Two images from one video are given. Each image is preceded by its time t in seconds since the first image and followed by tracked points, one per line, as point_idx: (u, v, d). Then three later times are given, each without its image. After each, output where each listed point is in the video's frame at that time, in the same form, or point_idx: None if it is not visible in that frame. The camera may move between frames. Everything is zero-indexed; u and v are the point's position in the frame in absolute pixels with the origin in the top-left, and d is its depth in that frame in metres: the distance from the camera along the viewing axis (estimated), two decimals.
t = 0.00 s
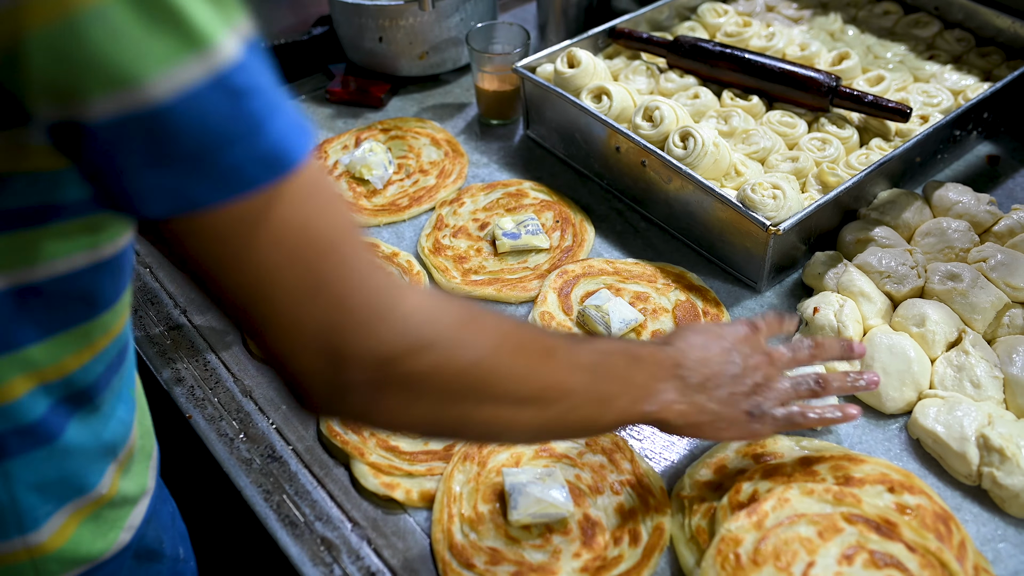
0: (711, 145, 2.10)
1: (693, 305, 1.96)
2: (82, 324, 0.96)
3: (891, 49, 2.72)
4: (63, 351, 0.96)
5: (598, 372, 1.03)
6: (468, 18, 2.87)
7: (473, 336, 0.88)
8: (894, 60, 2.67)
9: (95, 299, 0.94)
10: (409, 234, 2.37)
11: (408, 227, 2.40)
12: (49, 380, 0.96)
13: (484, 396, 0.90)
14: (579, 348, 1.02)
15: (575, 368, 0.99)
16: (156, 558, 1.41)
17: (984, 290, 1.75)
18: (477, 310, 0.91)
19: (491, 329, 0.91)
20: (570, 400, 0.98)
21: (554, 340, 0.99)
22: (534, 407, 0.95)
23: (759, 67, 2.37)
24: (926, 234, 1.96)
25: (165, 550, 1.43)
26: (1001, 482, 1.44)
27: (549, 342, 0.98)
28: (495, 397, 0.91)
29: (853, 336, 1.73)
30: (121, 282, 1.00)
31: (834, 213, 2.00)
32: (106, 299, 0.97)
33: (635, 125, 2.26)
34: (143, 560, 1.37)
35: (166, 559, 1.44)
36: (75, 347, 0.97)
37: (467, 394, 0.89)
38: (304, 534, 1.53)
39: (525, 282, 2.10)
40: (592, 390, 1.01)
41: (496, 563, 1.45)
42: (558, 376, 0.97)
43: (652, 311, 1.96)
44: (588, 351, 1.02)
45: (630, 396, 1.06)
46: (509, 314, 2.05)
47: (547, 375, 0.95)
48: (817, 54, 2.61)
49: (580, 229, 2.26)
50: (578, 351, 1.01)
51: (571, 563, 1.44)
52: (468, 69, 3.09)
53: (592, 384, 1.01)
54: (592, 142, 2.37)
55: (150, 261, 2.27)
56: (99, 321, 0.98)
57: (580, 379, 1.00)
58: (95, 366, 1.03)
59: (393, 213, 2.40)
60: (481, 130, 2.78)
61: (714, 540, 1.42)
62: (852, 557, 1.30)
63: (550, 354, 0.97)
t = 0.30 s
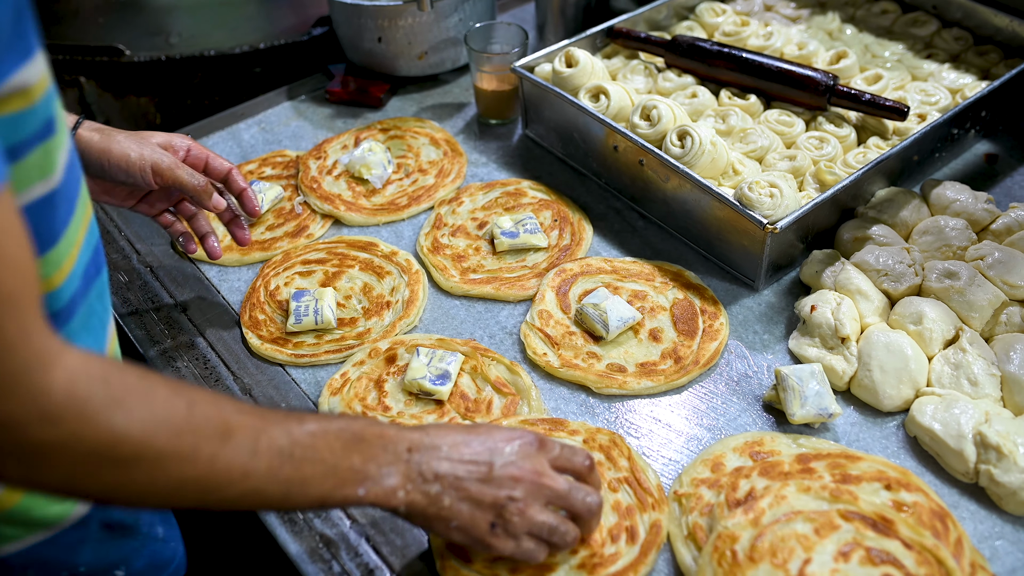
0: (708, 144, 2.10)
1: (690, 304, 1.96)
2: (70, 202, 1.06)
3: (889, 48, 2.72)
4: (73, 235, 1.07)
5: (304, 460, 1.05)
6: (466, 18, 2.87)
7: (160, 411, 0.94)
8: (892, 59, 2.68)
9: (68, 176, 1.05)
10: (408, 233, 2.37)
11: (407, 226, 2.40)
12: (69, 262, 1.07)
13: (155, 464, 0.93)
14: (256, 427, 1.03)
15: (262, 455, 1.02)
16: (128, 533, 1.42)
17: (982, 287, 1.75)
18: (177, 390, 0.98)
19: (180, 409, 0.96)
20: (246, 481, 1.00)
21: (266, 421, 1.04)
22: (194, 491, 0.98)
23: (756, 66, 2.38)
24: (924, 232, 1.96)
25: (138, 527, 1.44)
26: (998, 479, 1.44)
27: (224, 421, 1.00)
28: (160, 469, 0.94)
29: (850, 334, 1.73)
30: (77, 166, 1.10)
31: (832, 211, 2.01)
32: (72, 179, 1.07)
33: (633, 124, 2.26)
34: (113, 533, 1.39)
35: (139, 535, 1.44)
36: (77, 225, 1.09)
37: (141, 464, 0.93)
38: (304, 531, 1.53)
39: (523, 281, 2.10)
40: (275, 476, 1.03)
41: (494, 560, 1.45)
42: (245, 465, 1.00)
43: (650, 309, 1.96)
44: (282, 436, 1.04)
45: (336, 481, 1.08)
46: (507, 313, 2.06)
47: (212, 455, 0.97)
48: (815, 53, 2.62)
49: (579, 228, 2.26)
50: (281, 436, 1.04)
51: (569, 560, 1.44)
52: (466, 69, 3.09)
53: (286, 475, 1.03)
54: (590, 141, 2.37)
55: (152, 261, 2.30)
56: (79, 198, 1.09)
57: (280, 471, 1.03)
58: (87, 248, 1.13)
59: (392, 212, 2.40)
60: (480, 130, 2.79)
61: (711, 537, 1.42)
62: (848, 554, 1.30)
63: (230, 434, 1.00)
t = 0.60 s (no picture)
0: (710, 145, 2.11)
1: (691, 304, 1.97)
2: None
3: (891, 50, 2.72)
4: None
5: (124, 327, 1.10)
6: (470, 21, 2.89)
7: None
8: (895, 60, 2.68)
9: None
10: (411, 234, 2.39)
11: (410, 227, 2.42)
12: None
13: None
14: (62, 306, 1.06)
15: (71, 326, 1.06)
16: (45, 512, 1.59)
17: (982, 288, 1.75)
18: None
19: None
20: (69, 347, 1.07)
21: (83, 293, 1.08)
22: (16, 368, 1.06)
23: (758, 67, 2.39)
24: (925, 233, 1.96)
25: (57, 507, 1.61)
26: (997, 479, 1.44)
27: (33, 301, 1.04)
28: None
29: (851, 334, 1.74)
30: None
31: (833, 212, 2.01)
32: None
33: (635, 125, 2.27)
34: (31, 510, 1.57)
35: (59, 514, 1.62)
36: None
37: None
38: (305, 528, 1.55)
39: (525, 281, 2.12)
40: (100, 341, 1.09)
41: (493, 557, 1.46)
42: (63, 338, 1.07)
43: (651, 309, 1.97)
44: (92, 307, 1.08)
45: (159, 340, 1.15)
46: (509, 312, 2.07)
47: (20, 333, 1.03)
48: (817, 55, 2.63)
49: (581, 228, 2.27)
50: (98, 309, 1.09)
51: (568, 557, 1.45)
52: (470, 71, 3.11)
53: (105, 344, 1.10)
54: (593, 142, 2.38)
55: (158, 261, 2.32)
56: None
57: (103, 337, 1.09)
58: None
59: (395, 213, 2.42)
60: (483, 131, 2.80)
61: (710, 535, 1.43)
62: (847, 552, 1.31)
63: (39, 314, 1.05)
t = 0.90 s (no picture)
0: (709, 143, 2.12)
1: (691, 302, 1.97)
2: None
3: (892, 50, 2.73)
4: None
5: (80, 370, 1.05)
6: (471, 20, 2.90)
7: None
8: (895, 60, 2.69)
9: None
10: (412, 231, 2.40)
11: (411, 225, 2.43)
12: None
13: None
14: (11, 348, 0.99)
15: (24, 371, 1.01)
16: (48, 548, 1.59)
17: (980, 286, 1.76)
18: None
19: None
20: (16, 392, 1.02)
21: (36, 333, 1.02)
22: None
23: (758, 67, 2.39)
24: (924, 232, 1.96)
25: (59, 545, 1.60)
26: (993, 476, 1.45)
27: None
28: None
29: (849, 332, 1.75)
30: None
31: (832, 210, 2.02)
32: None
33: (635, 124, 2.28)
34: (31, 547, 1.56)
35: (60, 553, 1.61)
36: None
37: None
38: (305, 522, 1.56)
39: (525, 278, 2.12)
40: (55, 381, 1.04)
41: (492, 551, 1.47)
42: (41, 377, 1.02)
43: (650, 307, 1.98)
44: (45, 351, 1.01)
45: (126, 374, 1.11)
46: (509, 310, 2.08)
47: None
48: (818, 54, 2.63)
49: (581, 227, 2.28)
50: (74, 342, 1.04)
51: (566, 552, 1.46)
52: (472, 70, 3.12)
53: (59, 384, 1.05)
54: (593, 140, 2.39)
55: (160, 258, 2.33)
56: None
57: (55, 380, 1.04)
58: None
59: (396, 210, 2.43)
60: (485, 130, 2.81)
61: (707, 530, 1.44)
62: (843, 548, 1.31)
63: None
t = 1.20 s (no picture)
0: (710, 145, 2.13)
1: (690, 302, 1.99)
2: (13, 223, 1.21)
3: (893, 53, 2.74)
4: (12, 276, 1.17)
5: (185, 391, 0.92)
6: (474, 22, 2.92)
7: (10, 399, 0.83)
8: (896, 63, 2.70)
9: (10, 190, 1.22)
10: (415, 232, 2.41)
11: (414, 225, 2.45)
12: (20, 304, 1.17)
13: (24, 457, 0.85)
14: (111, 381, 0.88)
15: (128, 405, 0.89)
16: None
17: (978, 287, 1.77)
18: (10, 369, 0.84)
19: (17, 396, 0.83)
20: (127, 433, 0.90)
21: (130, 364, 0.91)
22: (73, 458, 0.89)
23: (759, 69, 2.41)
24: (923, 233, 1.97)
25: None
26: (990, 475, 1.46)
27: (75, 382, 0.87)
28: (36, 456, 0.86)
29: (847, 332, 1.75)
30: (20, 197, 1.25)
31: (832, 212, 2.03)
32: (15, 202, 1.23)
33: (636, 125, 2.29)
34: None
35: None
36: (16, 269, 1.19)
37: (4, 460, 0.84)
38: (305, 519, 1.58)
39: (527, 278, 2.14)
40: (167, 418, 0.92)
41: (491, 548, 1.48)
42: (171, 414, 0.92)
43: (650, 307, 1.99)
44: (145, 377, 0.90)
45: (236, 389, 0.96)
46: (510, 309, 2.09)
47: (68, 423, 0.86)
48: (818, 57, 2.65)
49: (582, 227, 2.30)
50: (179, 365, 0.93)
51: (564, 549, 1.47)
52: (475, 72, 3.14)
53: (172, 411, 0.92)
54: (595, 142, 2.40)
55: (165, 258, 2.35)
56: (20, 230, 1.23)
57: (161, 410, 0.91)
58: (37, 268, 1.26)
59: (399, 210, 2.44)
60: (487, 131, 2.83)
61: (704, 527, 1.45)
62: (838, 545, 1.32)
63: (84, 397, 0.87)
